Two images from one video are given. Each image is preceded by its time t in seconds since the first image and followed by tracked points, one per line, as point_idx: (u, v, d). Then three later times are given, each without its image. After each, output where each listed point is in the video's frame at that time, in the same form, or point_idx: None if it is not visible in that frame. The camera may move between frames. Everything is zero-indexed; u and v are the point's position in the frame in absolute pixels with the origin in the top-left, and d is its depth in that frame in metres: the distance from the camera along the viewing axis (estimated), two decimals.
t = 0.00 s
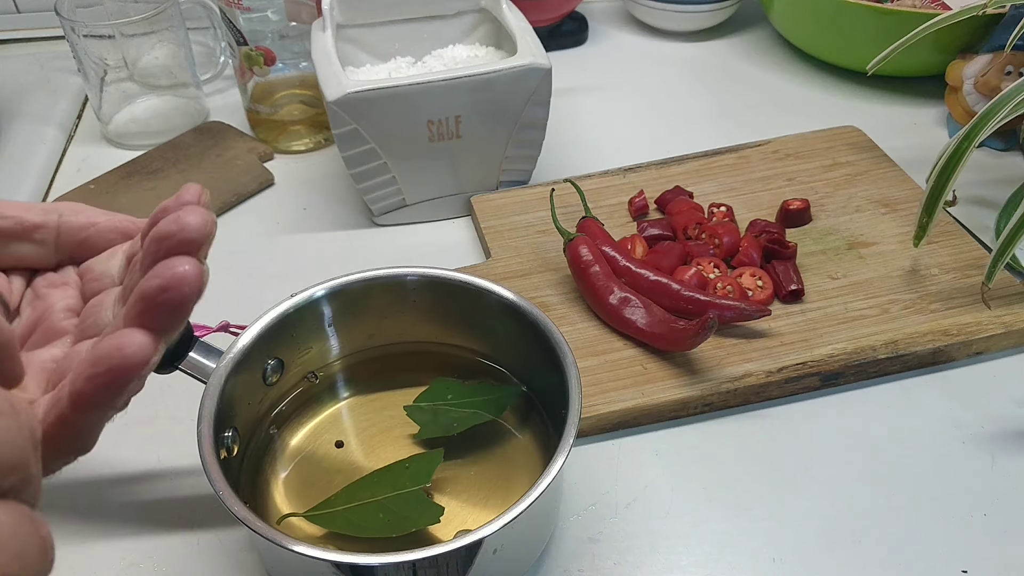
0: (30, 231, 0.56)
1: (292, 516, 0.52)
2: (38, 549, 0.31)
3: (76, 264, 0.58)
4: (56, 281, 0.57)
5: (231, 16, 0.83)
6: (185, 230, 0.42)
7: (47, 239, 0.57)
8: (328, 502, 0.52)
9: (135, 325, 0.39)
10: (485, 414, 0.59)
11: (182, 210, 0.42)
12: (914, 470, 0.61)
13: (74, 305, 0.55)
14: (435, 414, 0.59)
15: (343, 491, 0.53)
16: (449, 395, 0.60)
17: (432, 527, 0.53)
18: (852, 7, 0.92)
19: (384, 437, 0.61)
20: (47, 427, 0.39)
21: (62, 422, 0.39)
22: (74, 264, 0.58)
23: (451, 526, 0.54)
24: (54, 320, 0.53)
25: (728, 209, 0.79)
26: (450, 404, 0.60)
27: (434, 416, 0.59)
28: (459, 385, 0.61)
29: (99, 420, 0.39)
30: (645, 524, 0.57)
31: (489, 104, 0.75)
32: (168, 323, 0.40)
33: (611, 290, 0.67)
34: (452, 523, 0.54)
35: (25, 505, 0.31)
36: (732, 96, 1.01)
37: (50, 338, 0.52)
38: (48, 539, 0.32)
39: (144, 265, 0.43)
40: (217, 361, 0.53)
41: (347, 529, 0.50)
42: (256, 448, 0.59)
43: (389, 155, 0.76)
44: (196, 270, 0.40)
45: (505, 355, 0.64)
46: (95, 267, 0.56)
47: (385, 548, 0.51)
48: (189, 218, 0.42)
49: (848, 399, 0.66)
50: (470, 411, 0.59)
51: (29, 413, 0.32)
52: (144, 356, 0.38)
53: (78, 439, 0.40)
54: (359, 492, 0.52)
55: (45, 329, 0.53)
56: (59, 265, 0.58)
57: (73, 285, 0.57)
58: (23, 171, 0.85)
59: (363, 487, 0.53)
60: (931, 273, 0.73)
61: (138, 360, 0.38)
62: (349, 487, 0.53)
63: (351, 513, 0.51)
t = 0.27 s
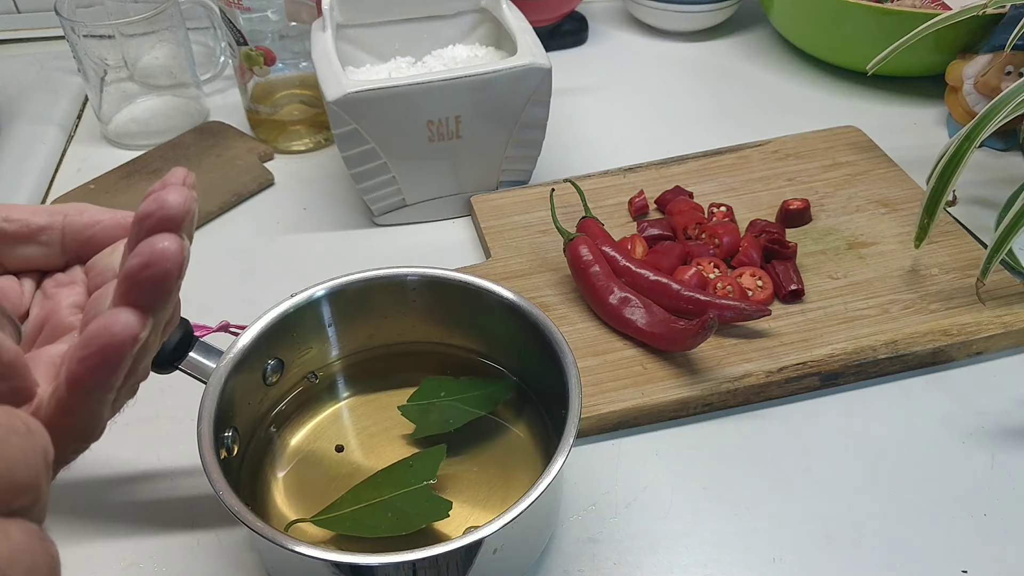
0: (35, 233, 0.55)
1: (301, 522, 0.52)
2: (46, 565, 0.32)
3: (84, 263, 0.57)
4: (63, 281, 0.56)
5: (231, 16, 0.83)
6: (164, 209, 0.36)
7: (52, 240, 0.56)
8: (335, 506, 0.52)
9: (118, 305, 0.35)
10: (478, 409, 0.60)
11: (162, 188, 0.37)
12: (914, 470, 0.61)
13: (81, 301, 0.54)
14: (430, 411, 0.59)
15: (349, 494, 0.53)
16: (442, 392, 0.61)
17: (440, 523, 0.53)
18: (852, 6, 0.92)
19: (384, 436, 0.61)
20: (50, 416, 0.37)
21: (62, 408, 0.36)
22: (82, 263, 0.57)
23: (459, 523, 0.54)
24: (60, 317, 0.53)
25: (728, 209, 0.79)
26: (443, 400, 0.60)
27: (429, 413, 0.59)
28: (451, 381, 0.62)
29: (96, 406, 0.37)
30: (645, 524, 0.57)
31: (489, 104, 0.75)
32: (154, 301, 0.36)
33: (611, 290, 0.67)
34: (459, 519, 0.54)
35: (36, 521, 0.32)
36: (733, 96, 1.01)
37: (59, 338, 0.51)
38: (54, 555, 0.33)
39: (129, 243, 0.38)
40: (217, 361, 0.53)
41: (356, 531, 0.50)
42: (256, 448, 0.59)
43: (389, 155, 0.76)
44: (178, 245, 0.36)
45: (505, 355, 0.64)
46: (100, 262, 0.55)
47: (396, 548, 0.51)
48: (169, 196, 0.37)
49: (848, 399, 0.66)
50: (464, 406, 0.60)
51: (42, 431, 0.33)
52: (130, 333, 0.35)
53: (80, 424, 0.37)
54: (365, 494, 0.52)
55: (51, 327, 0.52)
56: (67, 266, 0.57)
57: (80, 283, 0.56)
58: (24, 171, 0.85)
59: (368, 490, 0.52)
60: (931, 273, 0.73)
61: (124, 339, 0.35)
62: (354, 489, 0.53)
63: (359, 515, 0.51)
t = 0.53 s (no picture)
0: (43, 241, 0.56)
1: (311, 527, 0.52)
2: None
3: (93, 270, 0.57)
4: (71, 289, 0.56)
5: (231, 16, 0.83)
6: (168, 216, 0.36)
7: (61, 247, 0.56)
8: (341, 510, 0.52)
9: (122, 311, 0.35)
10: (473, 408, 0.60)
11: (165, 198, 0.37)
12: (914, 470, 0.61)
13: (89, 308, 0.55)
14: (425, 411, 0.59)
15: (354, 498, 0.53)
16: (435, 392, 0.61)
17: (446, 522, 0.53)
18: (852, 6, 0.92)
19: (385, 437, 0.61)
20: (59, 421, 0.37)
21: (68, 415, 0.37)
22: (91, 271, 0.57)
23: (467, 519, 0.54)
24: (70, 325, 0.53)
25: (728, 209, 0.79)
26: (437, 400, 0.60)
27: (424, 412, 0.59)
28: (443, 381, 0.62)
29: (103, 412, 0.37)
30: (645, 524, 0.57)
31: (489, 104, 0.75)
32: (158, 306, 0.36)
33: (611, 290, 0.67)
34: (467, 516, 0.55)
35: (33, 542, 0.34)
36: (733, 96, 1.01)
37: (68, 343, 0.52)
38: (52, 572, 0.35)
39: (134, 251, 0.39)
40: (216, 361, 0.53)
41: (366, 534, 0.50)
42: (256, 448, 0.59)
43: (389, 155, 0.76)
44: (181, 253, 0.36)
45: (505, 355, 0.64)
46: (107, 269, 0.55)
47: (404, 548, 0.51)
48: (173, 204, 0.37)
49: (848, 399, 0.66)
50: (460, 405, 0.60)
51: (46, 452, 0.35)
52: (134, 339, 0.35)
53: (87, 430, 0.38)
54: (370, 497, 0.52)
55: (60, 335, 0.52)
56: (76, 273, 0.58)
57: (88, 291, 0.56)
58: (24, 171, 0.85)
59: (374, 492, 0.53)
60: (932, 273, 0.73)
61: (129, 344, 0.35)
62: (359, 493, 0.53)
63: (367, 518, 0.51)
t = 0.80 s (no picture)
0: (46, 252, 0.55)
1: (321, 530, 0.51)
2: None
3: (96, 281, 0.57)
4: (75, 301, 0.56)
5: (231, 16, 0.83)
6: (167, 228, 0.36)
7: (64, 259, 0.55)
8: (347, 513, 0.52)
9: (122, 322, 0.35)
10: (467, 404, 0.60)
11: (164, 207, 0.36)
12: (914, 470, 0.61)
13: (93, 320, 0.54)
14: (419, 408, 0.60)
15: (360, 501, 0.52)
16: (427, 389, 0.61)
17: (452, 520, 0.54)
18: (852, 7, 0.92)
19: (385, 436, 0.61)
20: (63, 432, 0.38)
21: (71, 427, 0.37)
22: (94, 281, 0.57)
23: (473, 517, 0.54)
24: (74, 337, 0.52)
25: (728, 209, 0.79)
26: (429, 397, 0.60)
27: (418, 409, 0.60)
28: (434, 377, 0.62)
29: (105, 422, 0.37)
30: (645, 524, 0.57)
31: (489, 104, 0.75)
32: (158, 318, 0.36)
33: (612, 289, 0.67)
34: (473, 513, 0.55)
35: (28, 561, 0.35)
36: (733, 96, 1.01)
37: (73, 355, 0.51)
38: None
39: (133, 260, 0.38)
40: (216, 361, 0.53)
41: (374, 535, 0.50)
42: (255, 448, 0.59)
43: (389, 155, 0.76)
44: (181, 264, 0.36)
45: (505, 355, 0.64)
46: (110, 281, 0.55)
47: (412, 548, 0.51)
48: (172, 216, 0.36)
49: (848, 399, 0.66)
50: (451, 402, 0.60)
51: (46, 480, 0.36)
52: (135, 351, 0.35)
53: (89, 440, 0.38)
54: (376, 498, 0.52)
55: (65, 346, 0.52)
56: (80, 284, 0.57)
57: (92, 303, 0.56)
58: (23, 171, 0.85)
59: (378, 493, 0.53)
60: (931, 273, 0.73)
61: (131, 356, 0.35)
62: (364, 495, 0.53)
63: (374, 519, 0.51)
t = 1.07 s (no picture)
0: (61, 257, 0.54)
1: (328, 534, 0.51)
2: None
3: (112, 285, 0.56)
4: (91, 305, 0.56)
5: (231, 16, 0.83)
6: (184, 235, 0.35)
7: (80, 263, 0.54)
8: (354, 517, 0.51)
9: (145, 330, 0.35)
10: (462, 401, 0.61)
11: (181, 213, 0.36)
12: (914, 470, 0.61)
13: (112, 326, 0.54)
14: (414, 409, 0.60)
15: (366, 504, 0.52)
16: (420, 391, 0.61)
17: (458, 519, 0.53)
18: (852, 6, 0.92)
19: (384, 436, 0.61)
20: (88, 441, 0.38)
21: (95, 435, 0.37)
22: (110, 286, 0.56)
23: (478, 515, 0.55)
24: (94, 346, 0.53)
25: (728, 209, 0.79)
26: (423, 398, 0.60)
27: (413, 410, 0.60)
28: (426, 379, 0.62)
29: (130, 429, 0.37)
30: (645, 524, 0.57)
31: (489, 104, 0.75)
32: (180, 326, 0.35)
33: (612, 290, 0.67)
34: (478, 511, 0.55)
35: None
36: (733, 96, 1.01)
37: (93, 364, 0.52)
38: None
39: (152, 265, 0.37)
40: (217, 361, 0.54)
41: (384, 537, 0.50)
42: (256, 448, 0.59)
43: (389, 155, 0.76)
44: (201, 270, 0.35)
45: (506, 356, 0.64)
46: (126, 286, 0.53)
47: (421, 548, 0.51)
48: (189, 221, 0.36)
49: (848, 399, 0.66)
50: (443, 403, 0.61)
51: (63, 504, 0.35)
52: (160, 359, 0.35)
53: (114, 448, 0.38)
54: (383, 500, 0.52)
55: (85, 354, 0.53)
56: (96, 287, 0.56)
57: (109, 307, 0.55)
58: (24, 171, 0.85)
59: (384, 495, 0.52)
60: (931, 273, 0.73)
61: (155, 364, 0.35)
62: (370, 498, 0.53)
63: (382, 522, 0.50)
